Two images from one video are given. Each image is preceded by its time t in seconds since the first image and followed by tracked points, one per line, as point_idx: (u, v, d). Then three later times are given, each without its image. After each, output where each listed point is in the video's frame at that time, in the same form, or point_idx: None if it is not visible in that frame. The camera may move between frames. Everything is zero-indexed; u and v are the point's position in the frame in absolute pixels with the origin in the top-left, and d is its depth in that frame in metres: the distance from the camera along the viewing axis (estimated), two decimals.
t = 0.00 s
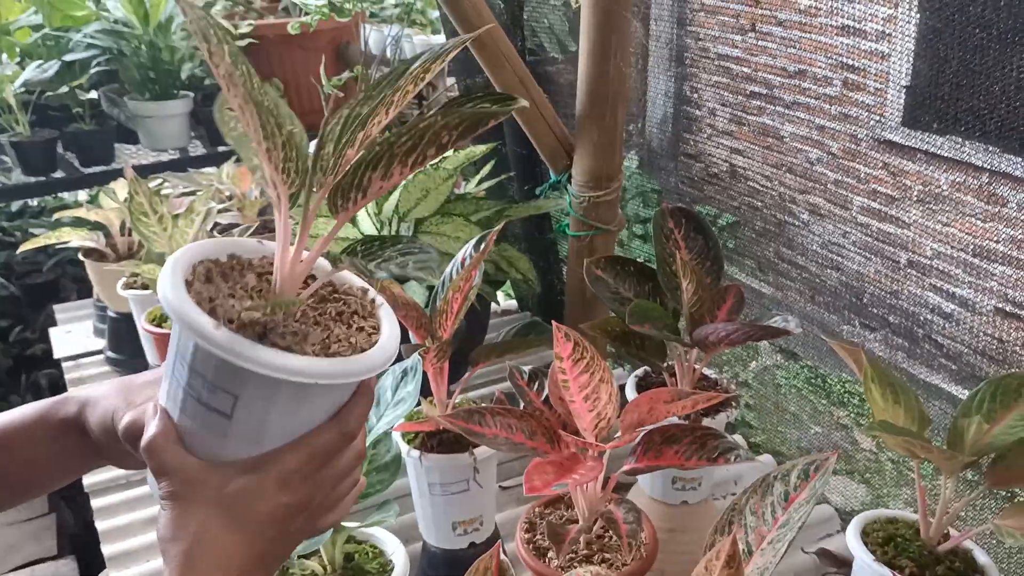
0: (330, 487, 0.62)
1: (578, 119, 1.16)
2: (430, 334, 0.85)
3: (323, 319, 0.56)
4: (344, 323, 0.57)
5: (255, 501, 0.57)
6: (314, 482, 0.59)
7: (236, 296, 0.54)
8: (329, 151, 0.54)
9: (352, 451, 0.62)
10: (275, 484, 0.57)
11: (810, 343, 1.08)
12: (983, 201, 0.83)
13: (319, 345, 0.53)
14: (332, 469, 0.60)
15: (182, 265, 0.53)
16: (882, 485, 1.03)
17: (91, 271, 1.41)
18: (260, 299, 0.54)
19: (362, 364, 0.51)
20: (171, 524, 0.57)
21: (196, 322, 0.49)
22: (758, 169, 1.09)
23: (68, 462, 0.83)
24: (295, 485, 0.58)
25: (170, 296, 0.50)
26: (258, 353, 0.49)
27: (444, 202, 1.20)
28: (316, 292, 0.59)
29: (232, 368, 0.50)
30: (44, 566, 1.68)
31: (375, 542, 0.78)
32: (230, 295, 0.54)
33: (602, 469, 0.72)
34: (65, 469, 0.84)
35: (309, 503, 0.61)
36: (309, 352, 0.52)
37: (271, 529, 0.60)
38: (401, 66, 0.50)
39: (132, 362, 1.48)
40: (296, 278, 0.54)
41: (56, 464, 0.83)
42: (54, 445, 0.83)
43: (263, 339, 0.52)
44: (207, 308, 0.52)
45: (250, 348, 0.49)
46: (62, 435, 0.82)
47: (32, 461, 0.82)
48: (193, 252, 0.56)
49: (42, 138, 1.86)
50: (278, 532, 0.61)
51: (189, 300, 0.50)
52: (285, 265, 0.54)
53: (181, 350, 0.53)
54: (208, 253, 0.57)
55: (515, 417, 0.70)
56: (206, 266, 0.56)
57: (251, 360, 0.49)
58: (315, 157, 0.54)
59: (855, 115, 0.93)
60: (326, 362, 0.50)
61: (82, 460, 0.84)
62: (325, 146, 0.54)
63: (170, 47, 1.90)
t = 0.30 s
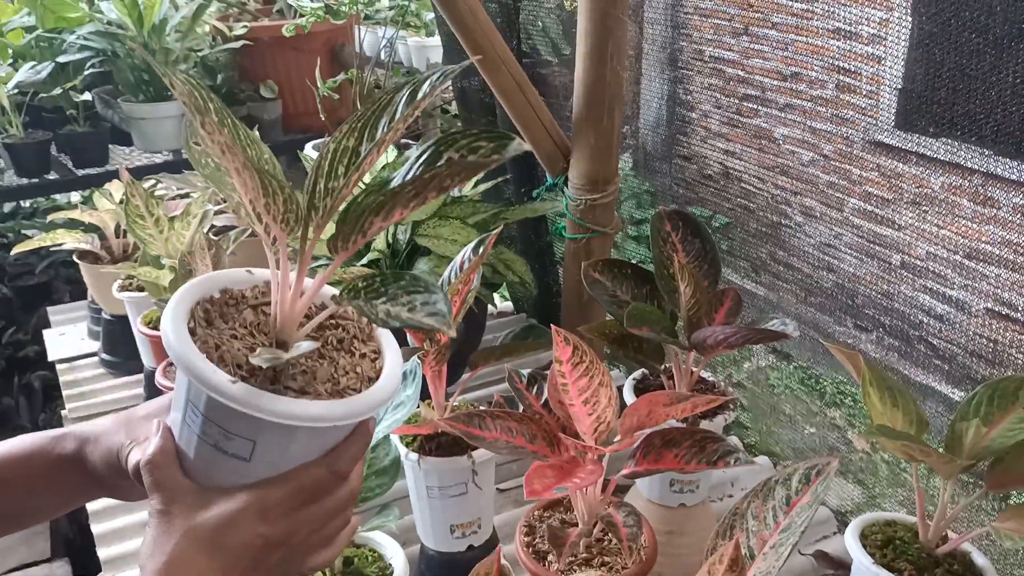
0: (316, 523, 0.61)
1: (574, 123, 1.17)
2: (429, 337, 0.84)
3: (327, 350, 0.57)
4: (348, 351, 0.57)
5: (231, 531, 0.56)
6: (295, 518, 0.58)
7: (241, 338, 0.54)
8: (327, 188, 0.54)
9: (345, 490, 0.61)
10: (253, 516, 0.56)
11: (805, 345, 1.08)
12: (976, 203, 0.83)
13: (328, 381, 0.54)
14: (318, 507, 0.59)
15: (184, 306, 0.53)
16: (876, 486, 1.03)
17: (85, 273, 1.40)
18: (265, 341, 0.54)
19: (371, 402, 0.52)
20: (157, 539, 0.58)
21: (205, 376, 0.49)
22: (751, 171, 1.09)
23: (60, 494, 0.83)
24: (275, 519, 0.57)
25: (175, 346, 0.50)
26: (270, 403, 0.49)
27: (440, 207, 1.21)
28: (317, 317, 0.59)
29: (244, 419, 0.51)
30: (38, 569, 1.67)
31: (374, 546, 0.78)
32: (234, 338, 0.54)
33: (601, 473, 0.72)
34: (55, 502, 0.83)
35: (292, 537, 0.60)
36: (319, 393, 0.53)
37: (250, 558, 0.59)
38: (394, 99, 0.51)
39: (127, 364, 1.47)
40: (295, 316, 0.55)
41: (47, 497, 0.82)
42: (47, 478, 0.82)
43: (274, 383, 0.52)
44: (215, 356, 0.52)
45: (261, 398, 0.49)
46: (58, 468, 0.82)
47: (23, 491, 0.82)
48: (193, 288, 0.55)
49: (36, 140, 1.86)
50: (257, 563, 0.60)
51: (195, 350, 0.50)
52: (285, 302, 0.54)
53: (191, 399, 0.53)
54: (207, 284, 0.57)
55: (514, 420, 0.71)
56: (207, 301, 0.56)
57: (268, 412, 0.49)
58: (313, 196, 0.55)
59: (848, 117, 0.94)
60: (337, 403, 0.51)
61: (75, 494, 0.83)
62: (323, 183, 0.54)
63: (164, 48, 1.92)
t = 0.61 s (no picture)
0: (318, 537, 0.60)
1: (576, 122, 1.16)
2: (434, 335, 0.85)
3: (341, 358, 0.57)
4: (360, 354, 0.57)
5: (231, 536, 0.55)
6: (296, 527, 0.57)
7: (255, 352, 0.54)
8: (338, 205, 0.53)
9: (351, 504, 0.60)
10: (253, 521, 0.55)
11: (803, 344, 1.08)
12: (974, 202, 0.83)
13: (348, 392, 0.54)
14: (322, 519, 0.58)
15: (196, 318, 0.52)
16: (873, 484, 1.03)
17: (85, 270, 1.40)
18: (283, 354, 0.54)
19: (389, 414, 0.51)
20: (159, 540, 0.57)
21: (232, 406, 0.48)
22: (750, 170, 1.09)
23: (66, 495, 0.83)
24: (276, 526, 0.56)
25: (190, 362, 0.49)
26: (288, 421, 0.49)
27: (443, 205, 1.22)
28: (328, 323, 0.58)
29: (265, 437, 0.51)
30: (36, 565, 1.67)
31: (378, 542, 0.80)
32: (248, 350, 0.53)
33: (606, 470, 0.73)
34: (61, 501, 0.83)
35: (292, 548, 0.58)
36: (342, 407, 0.52)
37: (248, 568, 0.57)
38: (405, 116, 0.48)
39: (127, 361, 1.47)
40: (307, 325, 0.54)
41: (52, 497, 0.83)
42: (54, 478, 0.82)
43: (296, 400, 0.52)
44: (231, 371, 0.51)
45: (280, 415, 0.49)
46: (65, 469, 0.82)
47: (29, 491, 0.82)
48: (203, 299, 0.55)
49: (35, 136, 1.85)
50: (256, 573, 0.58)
51: (210, 366, 0.49)
52: (298, 313, 0.54)
53: (214, 422, 0.52)
54: (217, 294, 0.56)
55: (520, 418, 0.71)
56: (217, 312, 0.55)
57: (302, 437, 0.49)
58: (322, 211, 0.53)
59: (847, 117, 0.94)
60: (356, 416, 0.51)
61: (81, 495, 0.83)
62: (334, 199, 0.52)
63: (164, 45, 1.90)
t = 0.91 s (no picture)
0: (327, 524, 0.60)
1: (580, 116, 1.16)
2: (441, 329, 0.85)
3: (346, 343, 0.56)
4: (364, 336, 0.58)
5: (243, 521, 0.55)
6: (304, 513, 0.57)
7: (259, 341, 0.53)
8: (333, 190, 0.52)
9: (358, 491, 0.60)
10: (263, 506, 0.55)
11: (805, 340, 1.08)
12: (978, 200, 0.83)
13: (354, 376, 0.54)
14: (330, 504, 0.58)
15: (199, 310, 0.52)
16: (875, 480, 1.03)
17: (89, 262, 1.40)
18: (287, 342, 0.54)
19: (395, 401, 0.52)
20: (172, 523, 0.58)
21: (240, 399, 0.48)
22: (753, 166, 1.09)
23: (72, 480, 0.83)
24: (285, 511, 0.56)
25: (194, 357, 0.48)
26: (297, 412, 0.49)
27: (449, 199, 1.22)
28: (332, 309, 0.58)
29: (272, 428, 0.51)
30: (40, 557, 1.68)
31: (385, 533, 0.82)
32: (252, 340, 0.53)
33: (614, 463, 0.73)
34: (65, 491, 0.83)
35: (301, 533, 0.59)
36: (350, 394, 0.52)
37: (257, 553, 0.58)
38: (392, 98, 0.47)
39: (131, 353, 1.47)
40: (310, 311, 0.54)
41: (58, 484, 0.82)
42: (62, 467, 0.82)
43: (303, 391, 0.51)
44: (236, 364, 0.51)
45: (287, 407, 0.49)
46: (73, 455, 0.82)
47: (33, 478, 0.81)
48: (206, 287, 0.54)
49: (39, 129, 1.84)
50: (266, 559, 0.59)
51: (214, 359, 0.49)
52: (299, 300, 0.53)
53: (222, 413, 0.52)
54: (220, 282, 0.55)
55: (527, 410, 0.72)
56: (218, 302, 0.54)
57: (310, 427, 0.49)
58: (318, 196, 0.52)
59: (851, 114, 0.94)
60: (364, 404, 0.51)
61: (86, 482, 0.84)
62: (328, 183, 0.51)
63: (167, 38, 1.91)
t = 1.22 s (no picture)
0: (334, 513, 0.60)
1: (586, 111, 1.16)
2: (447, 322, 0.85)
3: (348, 335, 0.56)
4: (365, 326, 0.57)
5: (253, 511, 0.55)
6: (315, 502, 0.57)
7: (262, 338, 0.53)
8: (331, 190, 0.51)
9: (364, 481, 0.61)
10: (275, 494, 0.55)
11: (808, 338, 1.08)
12: (983, 198, 0.83)
13: (358, 368, 0.54)
14: (338, 494, 0.59)
15: (201, 309, 0.51)
16: (878, 477, 1.03)
17: (94, 255, 1.40)
18: (290, 338, 0.53)
19: (398, 397, 0.52)
20: (179, 513, 0.57)
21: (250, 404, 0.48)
22: (757, 163, 1.09)
23: (64, 471, 0.83)
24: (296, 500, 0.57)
25: (201, 360, 0.48)
26: (306, 412, 0.49)
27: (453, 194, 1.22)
28: (332, 301, 0.58)
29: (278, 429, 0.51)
30: (44, 549, 1.68)
31: (389, 526, 0.83)
32: (256, 338, 0.53)
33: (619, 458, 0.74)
34: (63, 481, 0.83)
35: (309, 524, 0.59)
36: (356, 390, 0.52)
37: (265, 542, 0.58)
38: (389, 94, 0.48)
39: (136, 347, 1.48)
40: (311, 306, 0.53)
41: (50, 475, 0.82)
42: (64, 456, 0.82)
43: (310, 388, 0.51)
44: (241, 364, 0.51)
45: (296, 408, 0.49)
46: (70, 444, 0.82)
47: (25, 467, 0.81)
48: (206, 283, 0.53)
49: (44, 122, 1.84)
50: (274, 548, 0.59)
51: (219, 360, 0.49)
52: (300, 296, 0.53)
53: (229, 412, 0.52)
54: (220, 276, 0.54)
55: (533, 404, 0.72)
56: (218, 299, 0.53)
57: (320, 427, 0.49)
58: (314, 195, 0.52)
59: (856, 111, 0.94)
60: (369, 400, 0.51)
61: (80, 474, 0.84)
62: (325, 182, 0.51)
63: (172, 32, 1.91)
